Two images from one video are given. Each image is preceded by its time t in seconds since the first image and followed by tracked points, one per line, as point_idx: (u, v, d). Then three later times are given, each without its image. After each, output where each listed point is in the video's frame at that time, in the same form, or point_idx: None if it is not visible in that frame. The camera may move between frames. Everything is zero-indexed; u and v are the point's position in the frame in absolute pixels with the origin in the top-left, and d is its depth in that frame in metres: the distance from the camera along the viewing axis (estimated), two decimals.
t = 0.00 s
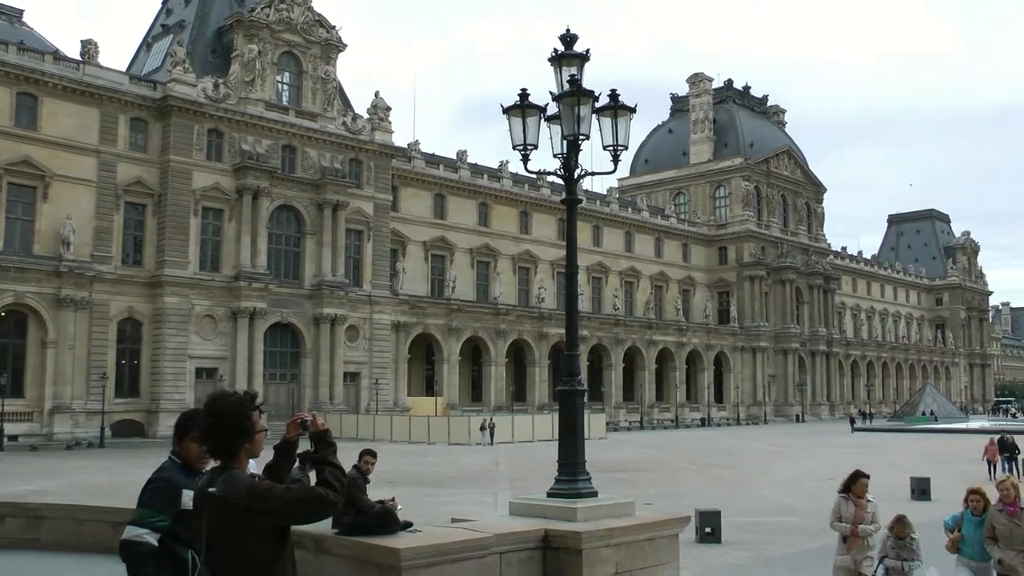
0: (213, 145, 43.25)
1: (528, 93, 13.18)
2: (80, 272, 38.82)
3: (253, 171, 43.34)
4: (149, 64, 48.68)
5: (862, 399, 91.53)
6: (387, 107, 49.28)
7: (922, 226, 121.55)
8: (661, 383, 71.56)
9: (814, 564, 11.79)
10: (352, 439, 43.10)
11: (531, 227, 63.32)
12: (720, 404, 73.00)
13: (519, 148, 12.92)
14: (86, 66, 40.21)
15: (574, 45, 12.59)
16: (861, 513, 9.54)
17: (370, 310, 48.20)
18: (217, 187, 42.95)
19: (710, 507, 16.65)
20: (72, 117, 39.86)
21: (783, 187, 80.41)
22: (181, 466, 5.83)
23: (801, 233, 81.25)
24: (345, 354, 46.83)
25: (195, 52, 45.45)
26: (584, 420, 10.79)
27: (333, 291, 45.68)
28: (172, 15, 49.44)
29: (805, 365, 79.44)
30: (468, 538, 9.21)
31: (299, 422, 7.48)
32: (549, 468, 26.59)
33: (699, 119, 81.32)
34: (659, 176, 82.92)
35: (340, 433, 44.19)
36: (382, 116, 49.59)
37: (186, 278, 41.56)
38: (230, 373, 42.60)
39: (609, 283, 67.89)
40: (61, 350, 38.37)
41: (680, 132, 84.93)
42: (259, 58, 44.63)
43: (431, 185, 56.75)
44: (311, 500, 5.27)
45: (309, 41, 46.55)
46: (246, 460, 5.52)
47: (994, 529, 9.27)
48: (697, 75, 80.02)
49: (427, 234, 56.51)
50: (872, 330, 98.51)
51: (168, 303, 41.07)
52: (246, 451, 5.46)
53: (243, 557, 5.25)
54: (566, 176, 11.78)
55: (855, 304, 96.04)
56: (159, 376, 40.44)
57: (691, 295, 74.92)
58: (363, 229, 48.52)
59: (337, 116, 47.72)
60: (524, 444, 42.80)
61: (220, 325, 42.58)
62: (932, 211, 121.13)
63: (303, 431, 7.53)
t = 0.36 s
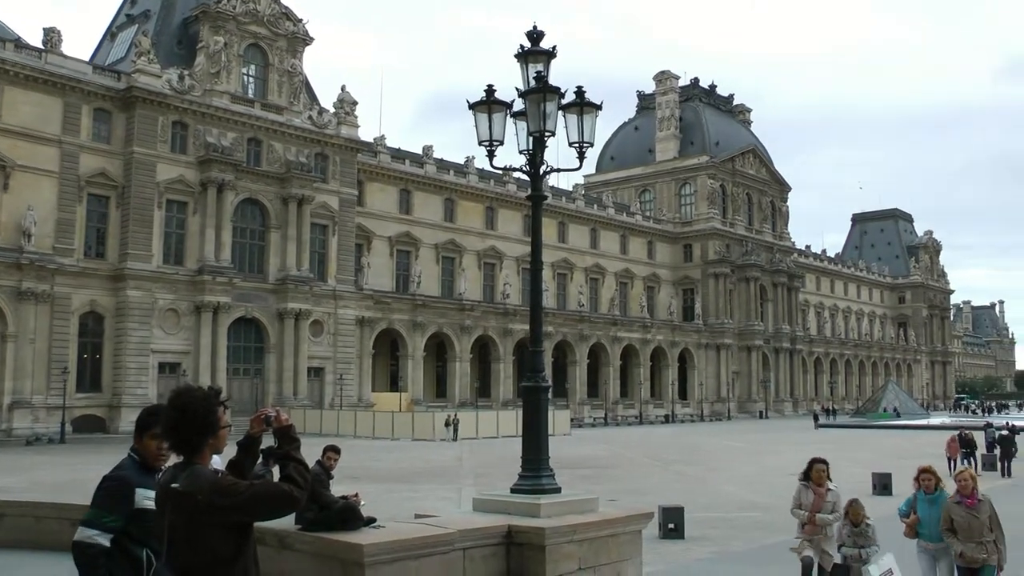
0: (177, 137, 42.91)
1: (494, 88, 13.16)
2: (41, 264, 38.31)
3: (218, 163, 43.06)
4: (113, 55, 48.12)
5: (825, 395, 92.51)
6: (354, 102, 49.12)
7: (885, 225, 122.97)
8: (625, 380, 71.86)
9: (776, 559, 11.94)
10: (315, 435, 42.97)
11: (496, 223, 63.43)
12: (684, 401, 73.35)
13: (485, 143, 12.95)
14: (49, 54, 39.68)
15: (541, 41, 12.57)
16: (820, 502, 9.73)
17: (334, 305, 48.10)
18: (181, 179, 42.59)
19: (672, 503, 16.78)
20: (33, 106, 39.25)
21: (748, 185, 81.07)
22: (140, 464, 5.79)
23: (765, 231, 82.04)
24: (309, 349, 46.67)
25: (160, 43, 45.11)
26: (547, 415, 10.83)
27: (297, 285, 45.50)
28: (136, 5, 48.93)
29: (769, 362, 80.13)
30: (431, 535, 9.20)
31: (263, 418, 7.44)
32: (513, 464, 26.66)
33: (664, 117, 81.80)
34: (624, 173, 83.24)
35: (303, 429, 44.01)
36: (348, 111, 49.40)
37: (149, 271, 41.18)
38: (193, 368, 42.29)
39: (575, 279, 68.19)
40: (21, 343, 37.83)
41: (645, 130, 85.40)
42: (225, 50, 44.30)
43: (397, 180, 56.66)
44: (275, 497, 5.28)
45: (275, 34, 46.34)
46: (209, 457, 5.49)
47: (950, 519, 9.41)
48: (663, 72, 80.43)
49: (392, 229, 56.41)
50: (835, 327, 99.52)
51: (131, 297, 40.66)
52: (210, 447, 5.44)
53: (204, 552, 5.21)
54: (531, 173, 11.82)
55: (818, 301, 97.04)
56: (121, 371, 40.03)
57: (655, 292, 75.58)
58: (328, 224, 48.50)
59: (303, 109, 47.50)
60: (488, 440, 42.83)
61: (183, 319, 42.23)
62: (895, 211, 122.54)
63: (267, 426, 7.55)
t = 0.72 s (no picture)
0: (139, 129, 42.46)
1: (458, 84, 13.14)
2: None
3: (180, 157, 42.69)
4: (73, 44, 47.51)
5: (785, 393, 93.46)
6: (317, 96, 48.87)
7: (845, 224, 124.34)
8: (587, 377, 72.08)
9: (734, 555, 12.07)
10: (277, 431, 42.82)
11: (459, 219, 63.44)
12: (646, 398, 73.71)
13: (448, 139, 12.92)
14: (6, 43, 39.06)
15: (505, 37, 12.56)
16: (772, 488, 9.85)
17: (295, 300, 47.90)
18: (142, 172, 42.17)
19: (632, 500, 16.90)
20: None
21: (711, 183, 81.62)
22: (99, 462, 5.41)
23: (727, 229, 82.73)
24: (271, 345, 46.44)
25: (121, 34, 44.60)
26: (509, 412, 10.85)
27: (258, 281, 45.27)
28: None
29: (730, 360, 80.87)
30: (393, 531, 9.20)
31: (223, 414, 7.38)
32: (473, 461, 26.68)
33: (628, 115, 82.09)
34: (588, 171, 83.45)
35: (264, 425, 43.79)
36: (312, 105, 49.11)
37: (110, 265, 40.73)
38: (153, 363, 41.89)
39: (537, 276, 68.51)
40: None
41: (608, 127, 85.70)
42: (188, 42, 43.92)
43: (360, 175, 56.50)
44: (232, 494, 5.22)
45: (238, 27, 46.08)
46: (167, 453, 5.43)
47: (911, 505, 9.52)
48: (629, 71, 80.35)
49: (354, 225, 56.28)
50: (796, 325, 100.53)
51: (91, 291, 40.19)
52: (167, 443, 5.39)
53: (162, 550, 5.17)
54: (494, 170, 11.83)
55: (779, 300, 97.99)
56: (80, 366, 39.54)
57: (617, 290, 76.06)
58: (290, 220, 48.33)
59: (265, 103, 47.22)
60: (449, 437, 42.78)
61: (143, 314, 41.79)
62: (856, 211, 123.91)
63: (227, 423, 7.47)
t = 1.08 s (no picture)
0: (100, 123, 41.99)
1: (420, 80, 13.13)
2: None
3: (141, 151, 42.26)
4: (32, 37, 46.82)
5: (747, 388, 94.22)
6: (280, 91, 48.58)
7: (808, 222, 125.51)
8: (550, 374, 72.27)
9: (697, 551, 12.19)
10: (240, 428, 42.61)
11: (422, 216, 63.34)
12: (609, 394, 73.98)
13: (412, 136, 12.90)
14: None
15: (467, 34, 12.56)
16: (734, 482, 10.04)
17: (257, 296, 47.64)
18: (104, 166, 41.70)
19: (594, 496, 17.02)
20: None
21: (674, 180, 81.99)
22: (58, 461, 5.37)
23: (689, 226, 83.23)
24: (233, 341, 46.16)
25: (81, 26, 44.04)
26: (472, 409, 10.86)
27: (221, 277, 44.92)
28: None
29: (692, 356, 81.51)
30: (355, 529, 9.19)
31: (183, 411, 7.35)
32: (436, 458, 26.68)
33: (591, 111, 82.31)
34: (551, 167, 83.70)
35: (226, 423, 43.50)
36: (274, 100, 48.83)
37: (70, 261, 40.24)
38: (114, 360, 41.47)
39: (499, 273, 68.73)
40: None
41: (572, 124, 85.89)
42: (149, 35, 43.48)
43: (322, 172, 56.31)
44: (192, 494, 5.13)
45: (200, 20, 45.68)
46: (126, 451, 5.33)
47: (871, 495, 9.63)
48: (591, 67, 80.82)
49: (317, 221, 56.08)
50: (759, 322, 101.40)
51: (51, 287, 39.66)
52: (127, 442, 5.29)
53: (122, 549, 5.08)
54: (456, 166, 11.82)
55: (742, 296, 98.80)
56: (39, 363, 39.00)
57: (580, 287, 76.40)
58: (253, 215, 48.00)
59: (227, 98, 46.85)
60: (411, 433, 42.66)
61: (104, 311, 41.35)
62: (818, 209, 125.11)
63: (187, 420, 7.44)
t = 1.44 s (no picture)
0: (57, 114, 41.32)
1: (382, 76, 13.08)
2: None
3: (99, 143, 41.65)
4: None
5: (706, 386, 95.06)
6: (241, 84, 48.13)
7: (768, 222, 126.84)
8: (510, 371, 72.36)
9: (653, 548, 12.31)
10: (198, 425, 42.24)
11: (383, 211, 63.11)
12: (568, 392, 74.29)
13: (373, 131, 12.84)
14: None
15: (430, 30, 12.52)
16: (696, 467, 10.01)
17: (217, 291, 47.23)
18: (61, 158, 41.08)
19: (553, 493, 17.08)
20: None
21: (635, 179, 82.40)
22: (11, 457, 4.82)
23: (651, 225, 83.71)
24: (191, 336, 45.74)
25: (39, 15, 43.28)
26: (431, 406, 10.82)
27: (179, 271, 44.43)
28: None
29: (652, 354, 82.03)
30: (314, 525, 9.13)
31: (140, 406, 7.24)
32: (395, 454, 26.63)
33: (553, 109, 82.33)
34: (512, 164, 83.80)
35: (184, 419, 43.08)
36: (235, 93, 48.37)
37: (25, 254, 39.53)
38: (71, 355, 40.87)
39: (460, 269, 68.77)
40: None
41: (534, 121, 85.95)
42: (108, 25, 42.82)
43: (283, 166, 55.87)
44: (149, 488, 5.09)
45: (161, 11, 45.12)
46: (82, 448, 5.27)
47: (823, 485, 9.70)
48: (553, 65, 80.98)
49: (277, 215, 55.68)
50: (718, 321, 102.25)
51: (5, 281, 38.94)
52: (84, 438, 5.22)
53: (75, 546, 5.02)
54: (417, 162, 11.77)
55: (701, 295, 99.61)
56: None
57: (541, 284, 76.61)
58: (213, 209, 47.51)
59: (188, 90, 46.31)
60: (370, 430, 42.53)
61: (60, 305, 40.71)
62: (779, 209, 126.32)
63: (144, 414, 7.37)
